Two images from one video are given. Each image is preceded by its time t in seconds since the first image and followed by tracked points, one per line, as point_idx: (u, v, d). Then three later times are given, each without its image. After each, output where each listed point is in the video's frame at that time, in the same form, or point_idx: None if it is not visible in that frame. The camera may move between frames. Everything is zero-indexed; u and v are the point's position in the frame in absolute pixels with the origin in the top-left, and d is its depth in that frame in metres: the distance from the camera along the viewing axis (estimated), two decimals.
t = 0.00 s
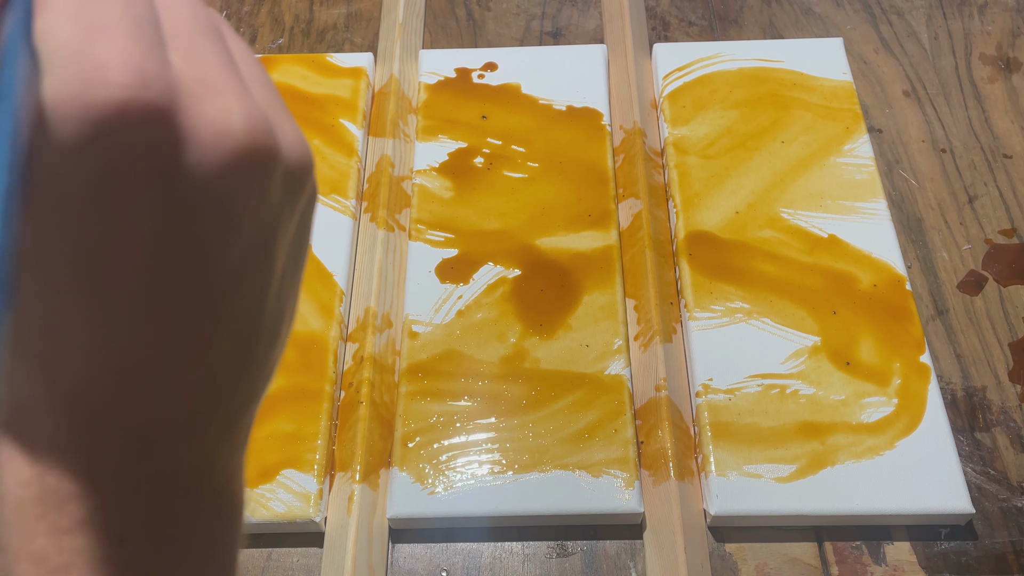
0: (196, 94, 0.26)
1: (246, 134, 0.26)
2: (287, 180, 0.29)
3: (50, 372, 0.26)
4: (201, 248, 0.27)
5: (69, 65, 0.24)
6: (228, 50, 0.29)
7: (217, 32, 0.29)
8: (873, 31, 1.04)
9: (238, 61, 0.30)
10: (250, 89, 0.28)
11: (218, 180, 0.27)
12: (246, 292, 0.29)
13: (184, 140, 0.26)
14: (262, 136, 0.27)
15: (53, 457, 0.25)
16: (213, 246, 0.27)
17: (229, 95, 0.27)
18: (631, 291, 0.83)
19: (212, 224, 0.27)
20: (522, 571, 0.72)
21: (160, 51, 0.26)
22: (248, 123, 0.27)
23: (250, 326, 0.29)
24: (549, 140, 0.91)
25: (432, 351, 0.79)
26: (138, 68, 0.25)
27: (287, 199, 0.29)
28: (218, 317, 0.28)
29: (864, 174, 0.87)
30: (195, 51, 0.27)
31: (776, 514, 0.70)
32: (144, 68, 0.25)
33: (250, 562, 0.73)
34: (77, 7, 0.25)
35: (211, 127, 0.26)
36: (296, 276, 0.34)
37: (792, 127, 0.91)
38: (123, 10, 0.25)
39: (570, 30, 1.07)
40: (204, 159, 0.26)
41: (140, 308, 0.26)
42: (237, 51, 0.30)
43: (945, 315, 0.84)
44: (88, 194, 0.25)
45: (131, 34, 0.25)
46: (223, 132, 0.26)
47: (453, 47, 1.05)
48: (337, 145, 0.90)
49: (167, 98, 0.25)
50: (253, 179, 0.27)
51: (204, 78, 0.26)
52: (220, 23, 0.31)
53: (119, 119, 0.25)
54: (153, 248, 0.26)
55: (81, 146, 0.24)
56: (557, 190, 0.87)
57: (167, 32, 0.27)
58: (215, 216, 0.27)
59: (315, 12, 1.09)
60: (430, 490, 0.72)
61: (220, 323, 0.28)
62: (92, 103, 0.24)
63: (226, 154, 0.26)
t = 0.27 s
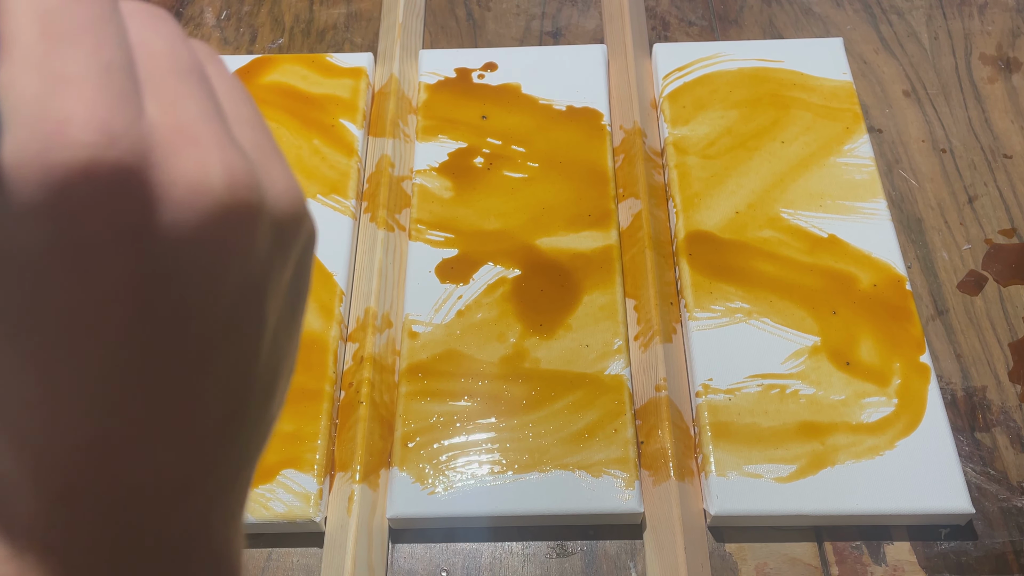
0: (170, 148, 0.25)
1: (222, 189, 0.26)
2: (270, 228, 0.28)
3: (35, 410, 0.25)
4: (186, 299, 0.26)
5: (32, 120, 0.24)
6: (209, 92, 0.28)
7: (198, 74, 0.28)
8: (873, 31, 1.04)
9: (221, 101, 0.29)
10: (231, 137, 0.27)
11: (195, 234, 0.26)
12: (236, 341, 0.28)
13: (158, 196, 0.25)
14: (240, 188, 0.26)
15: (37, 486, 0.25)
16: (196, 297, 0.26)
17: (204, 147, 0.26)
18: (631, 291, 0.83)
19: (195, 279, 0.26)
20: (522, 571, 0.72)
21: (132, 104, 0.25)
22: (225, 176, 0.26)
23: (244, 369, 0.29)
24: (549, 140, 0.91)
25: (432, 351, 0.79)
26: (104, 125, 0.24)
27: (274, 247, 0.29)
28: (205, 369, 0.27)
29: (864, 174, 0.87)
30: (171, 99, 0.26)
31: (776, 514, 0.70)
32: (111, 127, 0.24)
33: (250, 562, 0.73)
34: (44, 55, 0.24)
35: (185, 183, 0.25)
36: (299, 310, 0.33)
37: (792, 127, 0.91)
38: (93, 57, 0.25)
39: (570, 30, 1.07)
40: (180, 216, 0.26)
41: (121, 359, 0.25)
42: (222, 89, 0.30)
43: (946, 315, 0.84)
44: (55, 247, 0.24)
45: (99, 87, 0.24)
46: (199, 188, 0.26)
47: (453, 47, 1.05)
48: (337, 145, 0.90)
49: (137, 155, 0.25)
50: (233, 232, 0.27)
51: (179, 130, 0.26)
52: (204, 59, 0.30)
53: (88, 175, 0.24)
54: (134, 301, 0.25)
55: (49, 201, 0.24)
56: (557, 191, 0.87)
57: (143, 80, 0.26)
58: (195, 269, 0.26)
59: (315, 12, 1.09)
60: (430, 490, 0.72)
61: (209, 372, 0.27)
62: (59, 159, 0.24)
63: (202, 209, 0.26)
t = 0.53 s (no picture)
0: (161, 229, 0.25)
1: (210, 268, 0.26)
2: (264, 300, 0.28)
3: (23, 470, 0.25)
4: (175, 372, 0.26)
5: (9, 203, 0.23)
6: (203, 160, 0.27)
7: (191, 142, 0.28)
8: (873, 31, 1.04)
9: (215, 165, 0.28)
10: (225, 208, 0.27)
11: (184, 312, 0.26)
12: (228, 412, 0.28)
13: (146, 276, 0.25)
14: (230, 263, 0.26)
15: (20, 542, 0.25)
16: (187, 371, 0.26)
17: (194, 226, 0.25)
18: (631, 291, 0.83)
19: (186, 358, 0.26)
20: (522, 571, 0.72)
21: (119, 183, 0.25)
22: (214, 255, 0.26)
23: (241, 432, 0.28)
24: (549, 140, 0.91)
25: (432, 351, 0.79)
26: (85, 209, 0.24)
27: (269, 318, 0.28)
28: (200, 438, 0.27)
29: (864, 174, 0.87)
30: (161, 172, 0.26)
31: (777, 514, 0.70)
32: (92, 209, 0.24)
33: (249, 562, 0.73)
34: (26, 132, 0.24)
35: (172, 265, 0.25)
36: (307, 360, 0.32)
37: (792, 127, 0.91)
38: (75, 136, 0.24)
39: (570, 30, 1.07)
40: (168, 295, 0.25)
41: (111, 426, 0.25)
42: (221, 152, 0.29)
43: (946, 315, 0.84)
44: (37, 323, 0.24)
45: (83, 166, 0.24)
46: (186, 268, 0.25)
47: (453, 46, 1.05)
48: (336, 145, 0.90)
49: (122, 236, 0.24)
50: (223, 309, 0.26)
51: (167, 208, 0.25)
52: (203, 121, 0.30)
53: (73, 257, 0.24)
54: (123, 375, 0.25)
55: (26, 283, 0.23)
56: (557, 190, 0.87)
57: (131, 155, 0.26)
58: (186, 347, 0.26)
59: (315, 12, 1.09)
60: (430, 490, 0.72)
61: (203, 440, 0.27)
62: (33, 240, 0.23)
63: (191, 289, 0.26)
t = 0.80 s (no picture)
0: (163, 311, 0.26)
1: (210, 349, 0.27)
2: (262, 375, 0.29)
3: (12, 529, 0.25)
4: (177, 446, 0.27)
5: (13, 293, 0.24)
6: (205, 237, 0.28)
7: (194, 221, 0.29)
8: (873, 31, 1.04)
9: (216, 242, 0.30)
10: (225, 288, 0.28)
11: (184, 394, 0.27)
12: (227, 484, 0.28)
13: (147, 361, 0.26)
14: (229, 345, 0.27)
15: None
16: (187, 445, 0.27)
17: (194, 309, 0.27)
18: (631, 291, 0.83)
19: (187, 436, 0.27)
20: (522, 571, 0.72)
21: (122, 269, 0.26)
22: (212, 339, 0.27)
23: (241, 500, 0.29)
24: (549, 140, 0.91)
25: (432, 352, 0.79)
26: (86, 298, 0.25)
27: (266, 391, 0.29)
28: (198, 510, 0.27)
29: (864, 174, 0.87)
30: (164, 256, 0.27)
31: (777, 514, 0.70)
32: (95, 297, 0.25)
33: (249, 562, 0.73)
34: (30, 220, 0.25)
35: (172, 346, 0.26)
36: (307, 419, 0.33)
37: (792, 127, 0.91)
38: (78, 222, 0.25)
39: (570, 30, 1.07)
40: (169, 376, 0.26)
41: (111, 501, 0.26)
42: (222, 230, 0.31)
43: (946, 315, 0.84)
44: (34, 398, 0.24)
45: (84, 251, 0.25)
46: (185, 350, 0.27)
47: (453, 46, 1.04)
48: (336, 145, 0.90)
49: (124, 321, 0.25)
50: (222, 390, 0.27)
51: (168, 292, 0.27)
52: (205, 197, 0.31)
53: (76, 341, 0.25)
54: (125, 450, 0.26)
55: (28, 369, 0.24)
56: (557, 191, 0.87)
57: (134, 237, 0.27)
58: (185, 425, 0.27)
59: (315, 12, 1.09)
60: (430, 490, 0.72)
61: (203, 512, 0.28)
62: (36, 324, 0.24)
63: (191, 372, 0.27)
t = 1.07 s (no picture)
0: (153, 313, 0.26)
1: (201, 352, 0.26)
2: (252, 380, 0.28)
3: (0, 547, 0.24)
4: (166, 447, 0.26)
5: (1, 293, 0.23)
6: (194, 237, 0.28)
7: (186, 222, 0.28)
8: (873, 31, 1.04)
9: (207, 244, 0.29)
10: (215, 290, 0.27)
11: (173, 396, 0.26)
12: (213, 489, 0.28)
13: (136, 361, 0.25)
14: (222, 348, 0.27)
15: None
16: (176, 451, 0.27)
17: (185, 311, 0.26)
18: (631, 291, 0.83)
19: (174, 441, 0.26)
20: (522, 571, 0.72)
21: (114, 271, 0.25)
22: (204, 339, 0.26)
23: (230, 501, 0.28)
24: (550, 141, 0.91)
25: (432, 352, 0.79)
26: (79, 298, 0.24)
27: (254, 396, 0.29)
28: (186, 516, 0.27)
29: (864, 174, 0.87)
30: (155, 255, 0.26)
31: (777, 514, 0.70)
32: (87, 297, 0.24)
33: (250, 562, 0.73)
34: (21, 220, 0.24)
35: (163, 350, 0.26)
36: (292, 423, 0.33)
37: (792, 127, 0.91)
38: (70, 222, 0.24)
39: (570, 30, 1.07)
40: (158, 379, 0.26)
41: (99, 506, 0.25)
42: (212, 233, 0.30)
43: (945, 315, 0.84)
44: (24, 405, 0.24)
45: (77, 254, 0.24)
46: (175, 352, 0.26)
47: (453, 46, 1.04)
48: (336, 145, 0.90)
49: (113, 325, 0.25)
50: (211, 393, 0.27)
51: (160, 294, 0.26)
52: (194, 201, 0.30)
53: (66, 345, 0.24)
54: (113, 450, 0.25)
55: (20, 368, 0.23)
56: (557, 191, 0.87)
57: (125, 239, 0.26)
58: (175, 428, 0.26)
59: (315, 12, 1.09)
60: (430, 490, 0.72)
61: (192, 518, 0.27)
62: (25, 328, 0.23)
63: (181, 372, 0.26)
